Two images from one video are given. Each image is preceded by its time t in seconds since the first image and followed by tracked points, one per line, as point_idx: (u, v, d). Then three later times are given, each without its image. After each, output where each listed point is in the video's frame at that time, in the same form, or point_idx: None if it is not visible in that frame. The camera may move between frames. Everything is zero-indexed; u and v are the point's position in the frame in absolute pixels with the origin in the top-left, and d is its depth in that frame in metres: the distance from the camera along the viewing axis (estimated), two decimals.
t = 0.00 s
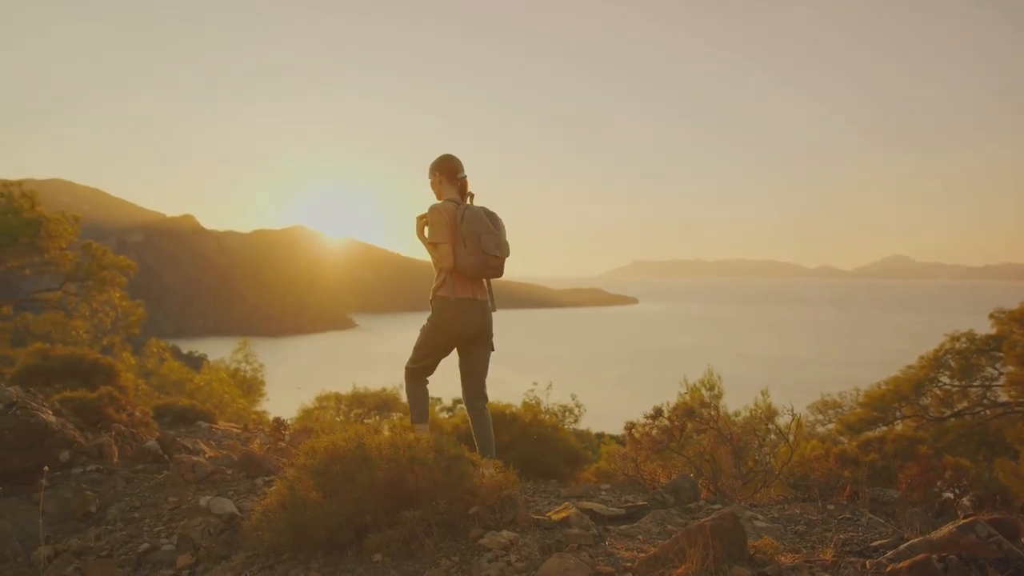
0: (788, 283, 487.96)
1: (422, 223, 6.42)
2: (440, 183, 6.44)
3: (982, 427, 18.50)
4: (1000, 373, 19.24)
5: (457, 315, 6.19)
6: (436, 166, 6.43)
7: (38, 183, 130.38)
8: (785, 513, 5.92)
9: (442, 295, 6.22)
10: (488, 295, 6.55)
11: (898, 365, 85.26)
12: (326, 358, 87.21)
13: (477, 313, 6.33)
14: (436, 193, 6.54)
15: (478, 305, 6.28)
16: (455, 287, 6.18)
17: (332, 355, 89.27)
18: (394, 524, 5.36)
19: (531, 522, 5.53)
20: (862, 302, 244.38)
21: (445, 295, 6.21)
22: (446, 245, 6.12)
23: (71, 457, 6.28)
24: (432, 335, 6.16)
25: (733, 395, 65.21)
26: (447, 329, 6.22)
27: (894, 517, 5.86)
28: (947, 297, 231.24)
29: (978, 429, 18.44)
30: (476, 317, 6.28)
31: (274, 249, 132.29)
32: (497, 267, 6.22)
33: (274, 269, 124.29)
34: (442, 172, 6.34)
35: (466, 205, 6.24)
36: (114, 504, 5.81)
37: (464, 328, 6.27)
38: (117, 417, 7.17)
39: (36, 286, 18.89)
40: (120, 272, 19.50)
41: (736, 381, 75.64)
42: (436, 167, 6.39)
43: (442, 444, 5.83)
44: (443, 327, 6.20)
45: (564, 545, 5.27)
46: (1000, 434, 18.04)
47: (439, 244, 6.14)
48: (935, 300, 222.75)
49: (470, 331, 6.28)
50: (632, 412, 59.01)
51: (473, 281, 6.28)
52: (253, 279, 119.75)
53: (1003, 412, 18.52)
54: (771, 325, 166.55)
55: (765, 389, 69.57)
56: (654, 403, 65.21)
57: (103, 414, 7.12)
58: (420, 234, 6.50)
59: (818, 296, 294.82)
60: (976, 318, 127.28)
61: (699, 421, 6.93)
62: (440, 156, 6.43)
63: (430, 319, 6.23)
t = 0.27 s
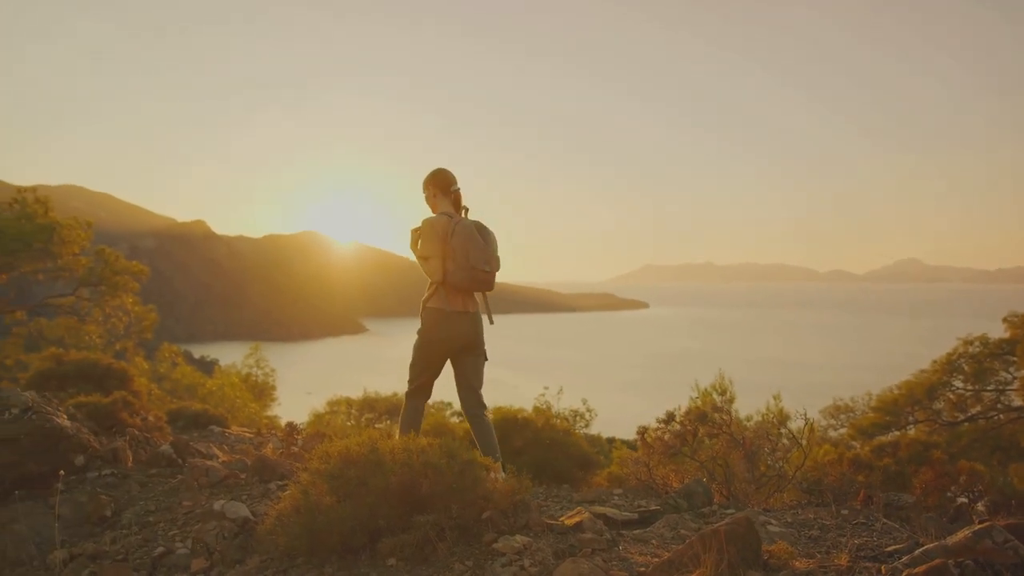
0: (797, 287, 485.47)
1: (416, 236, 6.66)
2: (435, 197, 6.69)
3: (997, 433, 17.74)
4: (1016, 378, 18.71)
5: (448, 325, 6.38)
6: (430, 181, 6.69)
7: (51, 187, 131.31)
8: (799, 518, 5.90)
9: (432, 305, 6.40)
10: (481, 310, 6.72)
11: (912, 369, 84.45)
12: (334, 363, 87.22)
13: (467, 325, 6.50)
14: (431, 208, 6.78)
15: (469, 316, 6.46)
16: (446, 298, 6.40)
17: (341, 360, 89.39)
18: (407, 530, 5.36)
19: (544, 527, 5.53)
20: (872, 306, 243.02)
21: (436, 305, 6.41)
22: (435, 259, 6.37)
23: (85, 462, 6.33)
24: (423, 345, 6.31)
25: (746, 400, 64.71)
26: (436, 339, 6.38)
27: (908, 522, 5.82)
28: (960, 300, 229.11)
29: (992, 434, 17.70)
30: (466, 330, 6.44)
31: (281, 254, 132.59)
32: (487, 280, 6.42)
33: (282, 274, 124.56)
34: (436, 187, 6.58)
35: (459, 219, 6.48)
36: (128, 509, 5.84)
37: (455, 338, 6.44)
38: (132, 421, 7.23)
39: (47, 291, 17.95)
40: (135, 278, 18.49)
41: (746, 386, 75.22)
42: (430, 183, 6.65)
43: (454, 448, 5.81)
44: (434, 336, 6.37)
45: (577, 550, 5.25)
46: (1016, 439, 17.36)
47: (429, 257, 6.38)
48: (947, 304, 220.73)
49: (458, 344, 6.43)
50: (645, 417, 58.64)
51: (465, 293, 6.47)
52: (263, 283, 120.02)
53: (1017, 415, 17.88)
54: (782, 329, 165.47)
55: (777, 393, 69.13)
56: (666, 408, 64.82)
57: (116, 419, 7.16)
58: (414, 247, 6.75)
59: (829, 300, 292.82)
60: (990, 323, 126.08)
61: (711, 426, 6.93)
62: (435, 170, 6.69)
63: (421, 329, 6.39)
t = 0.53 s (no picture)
0: (804, 290, 484.05)
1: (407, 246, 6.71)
2: (427, 205, 6.74)
3: (1010, 438, 16.83)
4: None
5: (439, 333, 6.44)
6: (424, 190, 6.75)
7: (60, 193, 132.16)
8: (811, 522, 5.88)
9: (424, 313, 6.46)
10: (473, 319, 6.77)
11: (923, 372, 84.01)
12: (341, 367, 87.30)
13: (458, 332, 6.55)
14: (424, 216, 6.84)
15: (459, 324, 6.50)
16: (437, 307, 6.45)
17: (349, 364, 89.52)
18: (419, 533, 5.37)
19: (555, 531, 5.52)
20: (881, 309, 241.75)
21: (428, 313, 6.45)
22: (425, 268, 6.42)
23: (98, 465, 6.38)
24: (414, 353, 6.38)
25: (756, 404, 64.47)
26: (426, 348, 6.45)
27: (921, 527, 5.79)
28: (969, 303, 227.86)
29: (1004, 438, 16.81)
30: (457, 338, 6.50)
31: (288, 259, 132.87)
32: (477, 289, 6.42)
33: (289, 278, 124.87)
34: (427, 195, 6.62)
35: (450, 229, 6.54)
36: (141, 512, 5.87)
37: (446, 347, 6.51)
38: (143, 425, 7.27)
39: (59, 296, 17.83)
40: (145, 282, 18.32)
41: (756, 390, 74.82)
42: (422, 189, 6.70)
43: (467, 453, 5.81)
44: (425, 344, 6.44)
45: (589, 555, 5.25)
46: None
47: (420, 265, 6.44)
48: (956, 307, 219.61)
49: (449, 351, 6.50)
50: (655, 422, 58.48)
51: (457, 302, 6.53)
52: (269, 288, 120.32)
53: None
54: (790, 333, 164.83)
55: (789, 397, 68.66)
56: (676, 412, 64.63)
57: (128, 422, 7.20)
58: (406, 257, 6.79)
59: (837, 304, 291.73)
60: (1001, 326, 125.24)
61: (722, 429, 6.92)
62: (427, 179, 6.75)
63: (413, 338, 6.48)
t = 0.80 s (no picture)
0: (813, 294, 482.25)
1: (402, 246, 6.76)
2: (423, 207, 6.79)
3: None
4: None
5: (433, 333, 6.55)
6: (421, 192, 6.79)
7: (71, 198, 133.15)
8: (825, 527, 5.84)
9: (419, 314, 6.55)
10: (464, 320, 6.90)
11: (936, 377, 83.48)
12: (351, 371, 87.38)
13: (451, 333, 6.69)
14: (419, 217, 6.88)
15: (453, 326, 6.62)
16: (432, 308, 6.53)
17: (358, 368, 89.63)
18: (433, 537, 5.37)
19: (570, 536, 5.51)
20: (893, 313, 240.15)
21: (423, 315, 6.53)
22: (422, 270, 6.50)
23: (113, 469, 6.41)
24: (411, 355, 6.48)
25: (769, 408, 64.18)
26: (421, 349, 6.55)
27: (937, 532, 5.76)
28: (980, 307, 226.40)
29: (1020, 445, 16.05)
30: (450, 339, 6.63)
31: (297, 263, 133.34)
32: (473, 292, 6.55)
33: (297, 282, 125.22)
34: (424, 197, 6.66)
35: (447, 232, 6.59)
36: (156, 515, 5.90)
37: (439, 347, 6.64)
38: (158, 429, 7.31)
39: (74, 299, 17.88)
40: (158, 286, 18.39)
41: (770, 394, 74.32)
42: (419, 191, 6.73)
43: (482, 457, 5.82)
44: (420, 346, 6.54)
45: (603, 558, 5.23)
46: None
47: (417, 266, 6.50)
48: (968, 311, 218.24)
49: (442, 353, 6.62)
50: (667, 426, 58.32)
51: (450, 303, 6.64)
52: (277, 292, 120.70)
53: None
54: (800, 337, 164.01)
55: (802, 402, 68.18)
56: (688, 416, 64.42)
57: (143, 425, 7.25)
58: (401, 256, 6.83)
59: (847, 309, 290.17)
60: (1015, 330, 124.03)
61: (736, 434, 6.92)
62: (425, 182, 6.78)
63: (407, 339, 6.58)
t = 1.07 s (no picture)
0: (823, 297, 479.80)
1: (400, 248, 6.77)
2: (421, 209, 6.80)
3: None
4: None
5: (434, 334, 6.69)
6: (420, 193, 6.78)
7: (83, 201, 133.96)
8: (841, 532, 5.82)
9: (419, 317, 6.64)
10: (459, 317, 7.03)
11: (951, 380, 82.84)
12: (360, 373, 87.51)
13: (450, 333, 6.85)
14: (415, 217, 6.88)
15: (451, 326, 6.79)
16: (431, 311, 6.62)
17: (367, 371, 89.84)
18: (449, 541, 5.36)
19: (584, 540, 5.51)
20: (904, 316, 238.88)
21: (423, 318, 6.63)
22: (423, 273, 6.56)
23: (129, 471, 6.45)
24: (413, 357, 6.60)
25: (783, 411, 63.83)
26: (423, 349, 6.67)
27: (954, 538, 5.73)
28: (995, 310, 224.61)
29: None
30: (449, 339, 6.80)
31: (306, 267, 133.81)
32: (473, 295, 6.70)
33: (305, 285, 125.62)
34: (424, 200, 6.66)
35: (446, 235, 6.63)
36: (171, 519, 5.94)
37: (439, 348, 6.80)
38: (173, 432, 7.35)
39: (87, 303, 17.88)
40: (171, 290, 18.32)
41: (783, 397, 73.99)
42: (419, 192, 6.73)
43: (497, 461, 5.82)
44: (421, 348, 6.66)
45: (618, 563, 5.21)
46: None
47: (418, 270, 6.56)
48: (981, 313, 216.63)
49: (443, 353, 6.78)
50: (682, 430, 58.08)
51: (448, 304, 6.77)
52: (287, 296, 121.01)
53: None
54: (811, 341, 162.25)
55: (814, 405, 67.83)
56: (701, 420, 64.12)
57: (158, 429, 7.28)
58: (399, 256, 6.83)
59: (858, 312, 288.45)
60: None
61: (750, 440, 6.90)
62: (424, 182, 6.77)
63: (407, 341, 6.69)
